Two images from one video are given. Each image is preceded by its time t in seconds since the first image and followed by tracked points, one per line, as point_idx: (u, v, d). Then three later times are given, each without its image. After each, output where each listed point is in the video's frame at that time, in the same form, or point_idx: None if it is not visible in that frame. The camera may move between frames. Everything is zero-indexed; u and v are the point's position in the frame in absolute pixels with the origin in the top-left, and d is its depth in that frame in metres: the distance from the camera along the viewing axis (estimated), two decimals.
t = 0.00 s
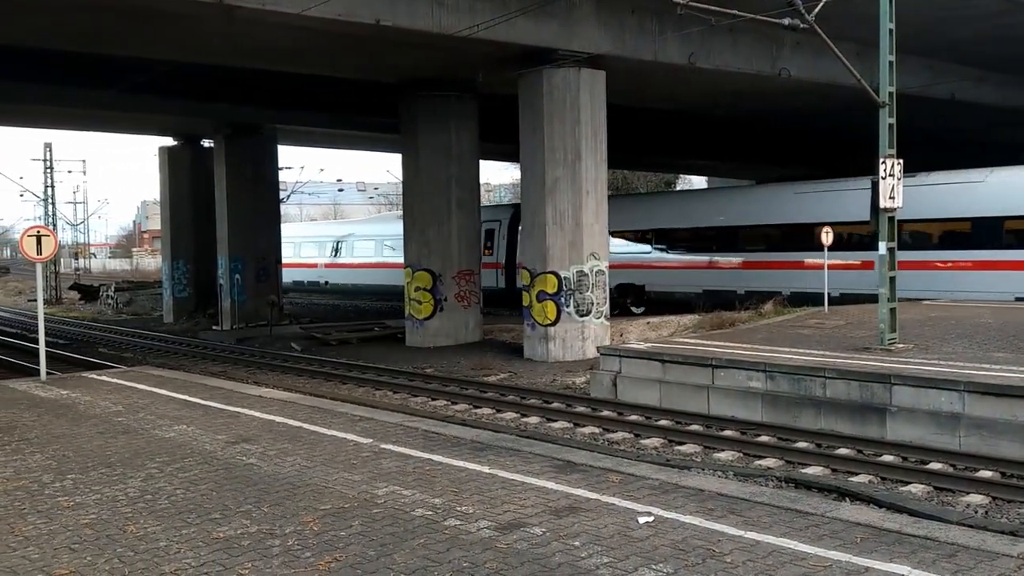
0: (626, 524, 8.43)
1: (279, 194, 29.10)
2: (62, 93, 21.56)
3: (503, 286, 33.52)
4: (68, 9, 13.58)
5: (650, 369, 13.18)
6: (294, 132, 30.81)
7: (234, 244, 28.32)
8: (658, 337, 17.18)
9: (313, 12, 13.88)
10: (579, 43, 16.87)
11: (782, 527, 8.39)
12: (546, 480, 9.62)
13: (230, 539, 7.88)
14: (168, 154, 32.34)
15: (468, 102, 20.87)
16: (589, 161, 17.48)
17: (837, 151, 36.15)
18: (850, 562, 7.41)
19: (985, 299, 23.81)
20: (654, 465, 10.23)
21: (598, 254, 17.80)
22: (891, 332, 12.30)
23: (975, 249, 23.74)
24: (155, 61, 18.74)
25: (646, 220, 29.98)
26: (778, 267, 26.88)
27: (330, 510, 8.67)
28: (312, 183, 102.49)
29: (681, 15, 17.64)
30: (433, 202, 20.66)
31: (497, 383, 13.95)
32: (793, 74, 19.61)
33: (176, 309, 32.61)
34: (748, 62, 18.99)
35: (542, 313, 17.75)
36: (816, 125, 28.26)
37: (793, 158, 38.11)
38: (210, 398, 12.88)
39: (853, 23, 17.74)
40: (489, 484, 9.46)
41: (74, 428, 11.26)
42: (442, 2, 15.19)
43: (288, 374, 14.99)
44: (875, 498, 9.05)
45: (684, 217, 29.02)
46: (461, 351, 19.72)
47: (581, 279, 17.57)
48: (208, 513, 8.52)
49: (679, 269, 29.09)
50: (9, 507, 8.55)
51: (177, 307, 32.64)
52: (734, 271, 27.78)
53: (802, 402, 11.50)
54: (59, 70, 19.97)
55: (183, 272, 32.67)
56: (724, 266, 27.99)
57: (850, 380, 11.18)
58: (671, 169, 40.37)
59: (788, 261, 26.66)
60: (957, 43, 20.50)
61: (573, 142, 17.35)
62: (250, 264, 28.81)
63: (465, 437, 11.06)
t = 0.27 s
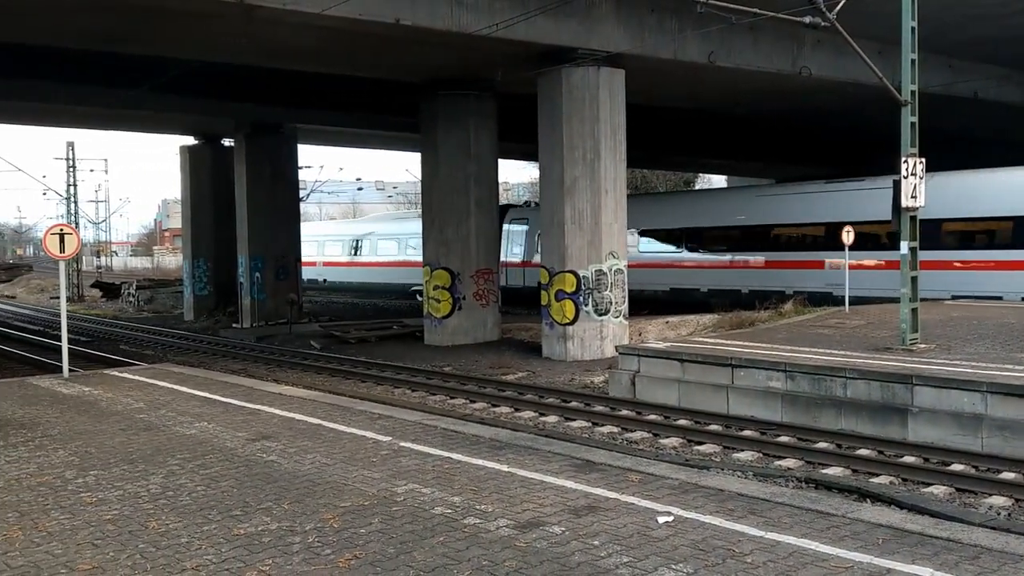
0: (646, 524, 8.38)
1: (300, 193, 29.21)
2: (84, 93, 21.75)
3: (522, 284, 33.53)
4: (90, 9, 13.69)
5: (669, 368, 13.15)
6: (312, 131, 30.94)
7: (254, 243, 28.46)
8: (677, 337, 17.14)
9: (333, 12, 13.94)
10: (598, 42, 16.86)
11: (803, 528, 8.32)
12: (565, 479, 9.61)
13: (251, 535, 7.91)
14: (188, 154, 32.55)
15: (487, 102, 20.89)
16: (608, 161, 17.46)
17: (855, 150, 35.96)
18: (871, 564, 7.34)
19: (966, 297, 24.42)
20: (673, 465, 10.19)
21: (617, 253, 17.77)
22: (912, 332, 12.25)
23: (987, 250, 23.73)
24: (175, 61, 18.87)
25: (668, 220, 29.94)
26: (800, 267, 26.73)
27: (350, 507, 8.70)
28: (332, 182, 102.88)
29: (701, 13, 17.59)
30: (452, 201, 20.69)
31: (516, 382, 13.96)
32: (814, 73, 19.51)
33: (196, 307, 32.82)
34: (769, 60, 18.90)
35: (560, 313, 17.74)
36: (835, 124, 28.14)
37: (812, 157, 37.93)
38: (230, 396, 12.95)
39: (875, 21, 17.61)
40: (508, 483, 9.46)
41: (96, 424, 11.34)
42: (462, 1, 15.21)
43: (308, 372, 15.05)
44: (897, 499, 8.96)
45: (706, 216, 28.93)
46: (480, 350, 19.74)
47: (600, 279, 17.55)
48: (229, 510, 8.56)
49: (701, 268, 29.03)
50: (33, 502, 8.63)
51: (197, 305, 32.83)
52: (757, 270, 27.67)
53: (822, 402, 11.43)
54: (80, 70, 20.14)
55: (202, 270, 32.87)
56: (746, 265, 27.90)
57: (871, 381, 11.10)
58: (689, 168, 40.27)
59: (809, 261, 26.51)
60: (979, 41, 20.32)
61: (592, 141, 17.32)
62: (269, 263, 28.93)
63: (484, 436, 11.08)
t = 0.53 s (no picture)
0: (664, 523, 8.35)
1: (318, 193, 29.31)
2: (103, 93, 21.92)
3: (539, 282, 33.36)
4: (112, 9, 13.80)
5: (687, 368, 13.12)
6: (328, 130, 31.05)
7: (272, 242, 28.58)
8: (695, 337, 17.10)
9: (351, 11, 13.98)
10: (616, 41, 16.84)
11: (822, 529, 8.26)
12: (583, 479, 9.60)
13: (270, 533, 7.93)
14: (207, 153, 32.74)
15: (505, 101, 20.92)
16: (625, 160, 17.42)
17: (872, 148, 35.76)
18: (892, 565, 7.27)
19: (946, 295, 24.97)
20: (692, 465, 10.17)
21: (634, 253, 17.74)
22: (933, 332, 12.19)
23: (998, 251, 23.78)
24: (194, 61, 18.98)
25: (685, 219, 29.87)
26: (818, 268, 26.60)
27: (369, 505, 8.71)
28: (349, 181, 103.21)
29: (719, 11, 17.53)
30: (469, 200, 20.71)
31: (533, 381, 13.97)
32: (833, 71, 19.41)
33: (215, 306, 33.01)
34: (788, 58, 18.82)
35: (577, 312, 17.72)
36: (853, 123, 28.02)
37: (829, 157, 37.75)
38: (249, 394, 13.01)
39: (895, 19, 17.49)
40: (526, 482, 9.46)
41: (116, 422, 11.42)
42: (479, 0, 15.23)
43: (327, 370, 15.12)
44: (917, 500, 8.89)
45: (723, 216, 28.83)
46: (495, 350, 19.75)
47: (617, 278, 17.51)
48: (248, 507, 8.59)
49: (718, 268, 28.94)
50: (55, 499, 8.69)
51: (215, 304, 33.02)
52: (775, 270, 27.53)
53: (841, 402, 11.37)
54: (100, 70, 20.30)
55: (222, 269, 33.05)
56: (765, 266, 27.78)
57: (890, 381, 11.03)
58: (706, 167, 40.19)
59: (829, 262, 26.37)
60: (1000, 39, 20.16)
61: (609, 140, 17.30)
62: (287, 262, 29.05)
63: (502, 434, 11.09)
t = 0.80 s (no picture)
0: (682, 524, 8.32)
1: (335, 193, 29.40)
2: (118, 94, 22.04)
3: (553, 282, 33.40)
4: (130, 11, 13.88)
5: (704, 369, 13.09)
6: (343, 130, 31.14)
7: (289, 242, 28.67)
8: (711, 337, 17.06)
9: (369, 12, 14.04)
10: (632, 40, 16.82)
11: (841, 531, 8.20)
12: (601, 479, 9.59)
13: (289, 532, 7.95)
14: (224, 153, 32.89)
15: (521, 101, 20.92)
16: (641, 160, 17.39)
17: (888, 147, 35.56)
18: (912, 567, 7.21)
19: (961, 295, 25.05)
20: (710, 466, 10.16)
21: (650, 253, 17.71)
22: (952, 333, 12.13)
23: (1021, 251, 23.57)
24: (211, 61, 19.08)
25: (702, 219, 29.78)
26: (837, 268, 26.47)
27: (387, 505, 8.73)
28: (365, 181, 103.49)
29: (737, 11, 17.49)
30: (485, 200, 20.73)
31: (550, 381, 13.98)
32: (851, 70, 19.32)
33: (232, 306, 33.16)
34: (805, 58, 18.74)
35: (593, 313, 17.71)
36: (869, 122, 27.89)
37: (845, 156, 37.58)
38: (267, 393, 13.07)
39: (913, 17, 17.38)
40: (544, 482, 9.45)
41: (136, 421, 11.49)
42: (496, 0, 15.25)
43: (344, 370, 15.17)
44: (935, 502, 8.84)
45: (741, 215, 28.74)
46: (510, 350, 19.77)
47: (633, 278, 17.49)
48: (266, 507, 8.62)
49: (736, 268, 28.84)
50: (75, 497, 8.74)
51: (232, 304, 33.16)
52: (795, 271, 27.42)
53: (860, 403, 11.31)
54: (117, 71, 20.43)
55: (239, 269, 33.18)
56: (784, 266, 27.68)
57: (909, 382, 10.97)
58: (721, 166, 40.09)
59: (848, 261, 26.25)
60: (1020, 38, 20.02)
61: (625, 140, 17.27)
62: (304, 263, 29.15)
63: (518, 435, 11.10)
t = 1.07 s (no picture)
0: (699, 526, 8.29)
1: (351, 194, 29.48)
2: (134, 95, 22.16)
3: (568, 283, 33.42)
4: (148, 13, 13.97)
5: (720, 370, 13.05)
6: (357, 132, 31.24)
7: (305, 243, 28.76)
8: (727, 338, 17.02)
9: (384, 14, 14.08)
10: (647, 41, 16.81)
11: (860, 533, 8.14)
12: (617, 480, 9.57)
13: (305, 532, 7.98)
14: (240, 155, 33.04)
15: (536, 102, 20.93)
16: (657, 160, 17.36)
17: (903, 147, 35.37)
18: (931, 569, 7.14)
19: (981, 295, 24.83)
20: (726, 467, 10.13)
21: (666, 253, 17.68)
22: (970, 334, 12.08)
23: None
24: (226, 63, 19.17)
25: (717, 218, 29.55)
26: (856, 268, 26.29)
27: (403, 505, 8.74)
28: (380, 182, 103.75)
29: (752, 11, 17.45)
30: (499, 201, 20.74)
31: (566, 382, 13.99)
32: (868, 70, 19.24)
33: (248, 307, 33.30)
34: (821, 57, 18.67)
35: (608, 313, 17.69)
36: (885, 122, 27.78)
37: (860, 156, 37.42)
38: (283, 393, 13.13)
39: (930, 17, 17.29)
40: (559, 483, 9.45)
41: (153, 422, 11.55)
42: (511, 1, 15.28)
43: (360, 370, 15.22)
44: (953, 504, 8.77)
45: (759, 215, 28.59)
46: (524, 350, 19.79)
47: (648, 279, 17.46)
48: (283, 507, 8.65)
49: (754, 267, 28.64)
50: (93, 497, 8.79)
51: (249, 305, 33.29)
52: (813, 271, 27.24)
53: (877, 404, 11.24)
54: (133, 73, 20.55)
55: (255, 270, 33.31)
56: (803, 266, 27.50)
57: (928, 383, 10.89)
58: (735, 167, 39.97)
59: (867, 262, 26.08)
60: None
61: (641, 140, 17.24)
62: (320, 264, 29.22)
63: (534, 435, 11.11)
